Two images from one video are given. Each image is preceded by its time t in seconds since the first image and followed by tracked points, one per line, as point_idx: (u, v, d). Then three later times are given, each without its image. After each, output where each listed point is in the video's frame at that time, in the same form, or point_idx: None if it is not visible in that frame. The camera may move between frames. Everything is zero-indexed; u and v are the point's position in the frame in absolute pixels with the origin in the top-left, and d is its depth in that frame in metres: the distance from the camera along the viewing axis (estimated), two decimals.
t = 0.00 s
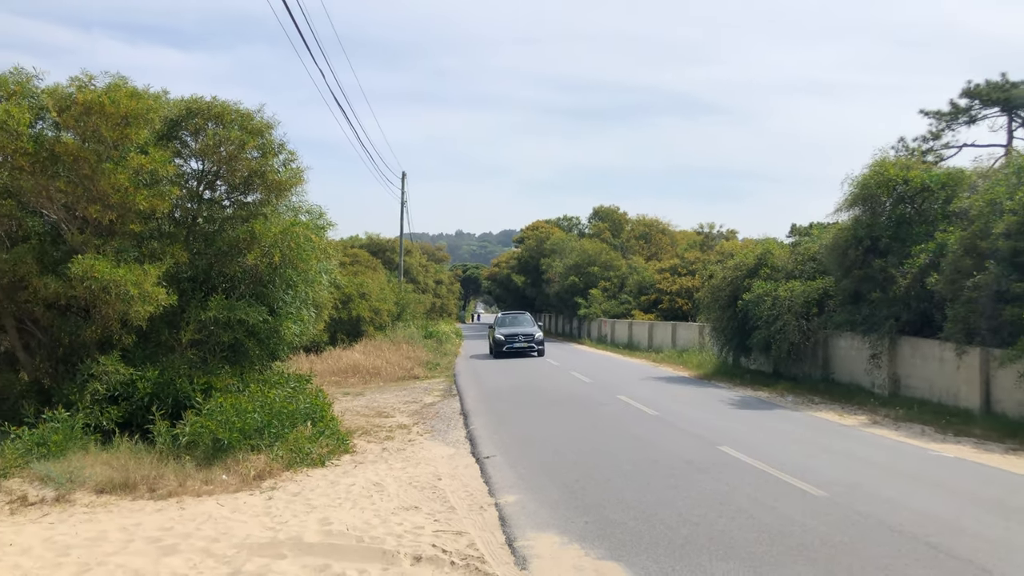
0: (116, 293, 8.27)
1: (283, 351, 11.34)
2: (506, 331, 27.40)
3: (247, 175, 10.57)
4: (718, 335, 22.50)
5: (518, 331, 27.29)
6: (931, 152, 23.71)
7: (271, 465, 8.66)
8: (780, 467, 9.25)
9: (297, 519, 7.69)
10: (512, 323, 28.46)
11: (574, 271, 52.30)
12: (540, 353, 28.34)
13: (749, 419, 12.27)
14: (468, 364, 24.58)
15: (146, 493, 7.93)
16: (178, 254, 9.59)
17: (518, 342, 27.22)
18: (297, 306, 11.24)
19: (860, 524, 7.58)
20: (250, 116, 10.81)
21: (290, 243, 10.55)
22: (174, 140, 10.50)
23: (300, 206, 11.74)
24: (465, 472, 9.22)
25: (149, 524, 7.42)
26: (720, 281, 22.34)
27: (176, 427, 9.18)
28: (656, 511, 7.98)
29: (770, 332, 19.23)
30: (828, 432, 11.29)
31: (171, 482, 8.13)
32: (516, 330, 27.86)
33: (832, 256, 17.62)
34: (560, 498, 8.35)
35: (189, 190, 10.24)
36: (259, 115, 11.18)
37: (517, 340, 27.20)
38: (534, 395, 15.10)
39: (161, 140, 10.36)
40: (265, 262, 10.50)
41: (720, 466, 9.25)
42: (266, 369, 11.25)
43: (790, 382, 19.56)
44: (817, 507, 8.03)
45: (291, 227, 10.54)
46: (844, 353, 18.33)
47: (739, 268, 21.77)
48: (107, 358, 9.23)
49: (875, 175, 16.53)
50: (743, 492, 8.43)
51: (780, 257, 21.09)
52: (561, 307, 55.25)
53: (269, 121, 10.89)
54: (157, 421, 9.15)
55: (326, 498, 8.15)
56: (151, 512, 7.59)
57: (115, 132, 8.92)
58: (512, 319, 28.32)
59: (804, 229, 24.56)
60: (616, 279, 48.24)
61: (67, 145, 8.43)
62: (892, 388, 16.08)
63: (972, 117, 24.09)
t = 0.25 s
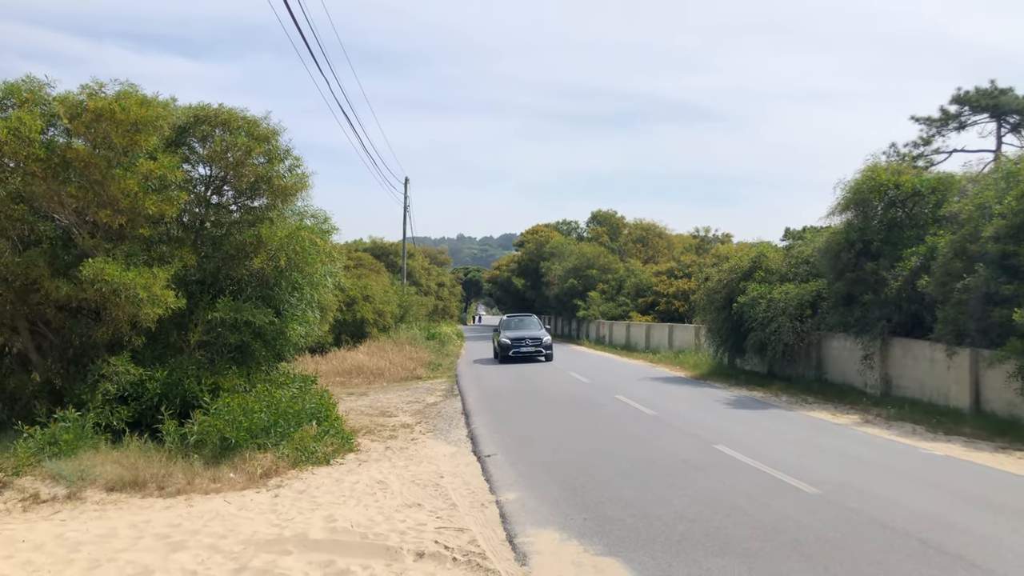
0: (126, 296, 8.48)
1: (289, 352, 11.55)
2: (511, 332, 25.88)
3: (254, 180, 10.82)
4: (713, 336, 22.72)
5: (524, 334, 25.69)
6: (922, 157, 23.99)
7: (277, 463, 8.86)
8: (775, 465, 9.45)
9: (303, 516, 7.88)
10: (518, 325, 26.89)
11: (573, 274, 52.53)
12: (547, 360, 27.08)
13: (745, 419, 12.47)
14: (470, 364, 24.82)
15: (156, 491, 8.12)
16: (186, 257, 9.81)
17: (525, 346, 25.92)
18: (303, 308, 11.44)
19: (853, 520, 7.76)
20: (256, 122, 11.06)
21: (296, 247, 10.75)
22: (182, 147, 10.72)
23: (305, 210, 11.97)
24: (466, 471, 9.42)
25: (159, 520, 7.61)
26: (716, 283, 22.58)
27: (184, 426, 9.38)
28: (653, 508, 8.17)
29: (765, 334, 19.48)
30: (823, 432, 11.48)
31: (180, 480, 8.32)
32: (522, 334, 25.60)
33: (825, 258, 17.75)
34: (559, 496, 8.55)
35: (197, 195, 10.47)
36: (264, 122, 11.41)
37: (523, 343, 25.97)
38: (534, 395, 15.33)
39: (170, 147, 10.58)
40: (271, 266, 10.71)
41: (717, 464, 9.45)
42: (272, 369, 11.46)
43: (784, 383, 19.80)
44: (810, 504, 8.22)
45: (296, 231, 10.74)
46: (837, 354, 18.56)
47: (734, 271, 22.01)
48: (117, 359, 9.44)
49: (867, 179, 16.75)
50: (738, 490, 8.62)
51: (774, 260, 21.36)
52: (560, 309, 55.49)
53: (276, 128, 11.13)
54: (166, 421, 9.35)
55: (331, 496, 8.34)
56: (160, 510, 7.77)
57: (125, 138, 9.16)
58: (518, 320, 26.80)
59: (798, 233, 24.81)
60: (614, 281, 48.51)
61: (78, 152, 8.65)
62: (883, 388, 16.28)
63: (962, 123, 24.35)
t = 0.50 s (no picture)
0: (133, 298, 8.62)
1: (293, 353, 11.70)
2: (520, 339, 23.16)
3: (258, 184, 10.95)
4: (711, 337, 22.84)
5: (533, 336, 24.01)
6: (917, 160, 24.18)
7: (281, 462, 9.00)
8: (772, 464, 9.58)
9: (307, 514, 8.01)
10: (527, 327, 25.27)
11: (573, 276, 52.68)
12: (558, 364, 23.78)
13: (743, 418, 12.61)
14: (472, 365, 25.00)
15: (162, 490, 8.25)
16: (192, 260, 9.95)
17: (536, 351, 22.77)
18: (307, 309, 11.59)
19: (849, 518, 7.88)
20: (260, 127, 11.23)
21: (300, 250, 10.89)
22: (188, 151, 10.88)
23: (309, 213, 12.11)
24: (468, 470, 9.54)
25: (165, 519, 7.74)
26: (713, 285, 22.72)
27: (190, 426, 9.51)
28: (652, 506, 8.30)
29: (762, 335, 19.65)
30: (821, 432, 11.60)
31: (187, 478, 8.45)
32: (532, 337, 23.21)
33: (821, 261, 17.93)
34: (559, 494, 8.68)
35: (203, 199, 10.63)
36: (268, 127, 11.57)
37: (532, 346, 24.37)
38: (534, 395, 15.48)
39: (176, 151, 10.74)
40: (275, 268, 10.85)
41: (715, 464, 9.58)
42: (277, 370, 11.61)
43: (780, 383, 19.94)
44: (806, 502, 8.35)
45: (300, 234, 10.88)
46: (833, 354, 18.70)
47: (731, 273, 22.16)
48: (124, 360, 9.59)
49: (862, 182, 16.93)
50: (736, 488, 8.75)
51: (770, 262, 21.54)
52: (560, 311, 55.68)
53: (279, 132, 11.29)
54: (172, 420, 9.49)
55: (335, 494, 8.47)
56: (167, 508, 7.90)
57: (132, 143, 9.32)
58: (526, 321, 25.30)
59: (794, 235, 24.98)
60: (613, 283, 48.73)
61: (86, 156, 8.80)
62: (879, 388, 16.42)
63: (957, 127, 24.52)
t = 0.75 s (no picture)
0: (138, 299, 8.71)
1: (296, 353, 11.80)
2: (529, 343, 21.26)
3: (261, 186, 11.05)
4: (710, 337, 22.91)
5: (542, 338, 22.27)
6: (913, 161, 24.32)
7: (284, 462, 9.08)
8: (771, 463, 9.66)
9: (310, 513, 8.10)
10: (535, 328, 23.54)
11: (573, 278, 52.77)
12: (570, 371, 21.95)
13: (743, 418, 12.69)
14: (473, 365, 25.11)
15: (167, 489, 8.34)
16: (196, 262, 10.03)
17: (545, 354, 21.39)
18: (309, 310, 11.69)
19: (847, 516, 7.95)
20: (263, 130, 11.35)
21: (302, 251, 10.99)
22: (192, 154, 10.98)
23: (311, 215, 12.21)
24: (469, 469, 9.62)
25: (170, 517, 7.83)
26: (712, 286, 22.79)
27: (194, 425, 9.60)
28: (651, 505, 8.38)
29: (760, 335, 19.73)
30: (820, 431, 11.67)
31: (191, 477, 8.54)
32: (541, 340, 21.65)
33: (818, 262, 18.02)
34: (560, 493, 8.76)
35: (206, 201, 10.72)
36: (272, 129, 11.69)
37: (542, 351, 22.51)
38: (534, 395, 15.56)
39: (180, 154, 10.84)
40: (278, 269, 10.94)
41: (714, 463, 9.66)
42: (279, 370, 11.70)
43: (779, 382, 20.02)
44: (804, 501, 8.42)
45: (303, 236, 10.97)
46: (830, 354, 18.78)
47: (729, 273, 22.23)
48: (128, 360, 9.68)
49: (860, 184, 17.06)
50: (734, 487, 8.83)
51: (769, 263, 21.65)
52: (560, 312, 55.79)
53: (281, 135, 11.40)
54: (176, 420, 9.58)
55: (337, 493, 8.55)
56: (171, 507, 7.99)
57: (136, 145, 9.41)
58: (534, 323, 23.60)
59: (792, 236, 25.11)
60: (613, 284, 48.87)
61: (91, 159, 8.90)
62: (876, 387, 16.50)
63: (954, 128, 24.64)
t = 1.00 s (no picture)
0: (140, 299, 8.73)
1: (296, 352, 11.83)
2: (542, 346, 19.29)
3: (263, 186, 11.08)
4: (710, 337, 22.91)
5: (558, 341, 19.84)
6: (912, 161, 24.34)
7: (286, 461, 9.10)
8: (771, 462, 9.68)
9: (311, 512, 8.13)
10: (549, 331, 20.76)
11: (573, 278, 52.79)
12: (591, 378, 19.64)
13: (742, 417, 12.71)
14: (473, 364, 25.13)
15: (168, 488, 8.36)
16: (197, 262, 10.06)
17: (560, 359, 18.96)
18: (310, 309, 11.71)
19: (847, 515, 7.98)
20: (264, 130, 11.38)
21: (303, 251, 11.02)
22: (193, 154, 11.01)
23: (312, 215, 12.23)
24: (470, 468, 9.65)
25: (171, 517, 7.85)
26: (712, 286, 22.81)
27: (195, 425, 9.63)
28: (651, 504, 8.40)
29: (760, 335, 19.74)
30: (820, 431, 11.70)
31: (192, 477, 8.57)
32: (554, 342, 19.62)
33: (818, 262, 18.13)
34: (560, 492, 8.79)
35: (208, 201, 10.75)
36: (272, 130, 11.71)
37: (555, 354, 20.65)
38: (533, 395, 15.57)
39: (181, 154, 10.86)
40: (279, 269, 10.96)
41: (714, 463, 9.68)
42: (280, 370, 11.72)
43: (778, 382, 20.03)
44: (804, 500, 8.45)
45: (304, 236, 11.00)
46: (829, 354, 18.80)
47: (729, 273, 22.25)
48: (130, 360, 9.71)
49: (859, 184, 17.10)
50: (733, 486, 8.85)
51: (768, 263, 21.68)
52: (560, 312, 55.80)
53: (282, 135, 11.42)
54: (177, 420, 9.61)
55: (338, 492, 8.58)
56: (173, 506, 8.02)
57: (138, 145, 9.43)
58: (548, 324, 20.99)
59: (792, 236, 25.14)
60: (613, 284, 48.90)
61: (93, 160, 8.92)
62: (875, 387, 16.52)
63: (953, 128, 24.65)
